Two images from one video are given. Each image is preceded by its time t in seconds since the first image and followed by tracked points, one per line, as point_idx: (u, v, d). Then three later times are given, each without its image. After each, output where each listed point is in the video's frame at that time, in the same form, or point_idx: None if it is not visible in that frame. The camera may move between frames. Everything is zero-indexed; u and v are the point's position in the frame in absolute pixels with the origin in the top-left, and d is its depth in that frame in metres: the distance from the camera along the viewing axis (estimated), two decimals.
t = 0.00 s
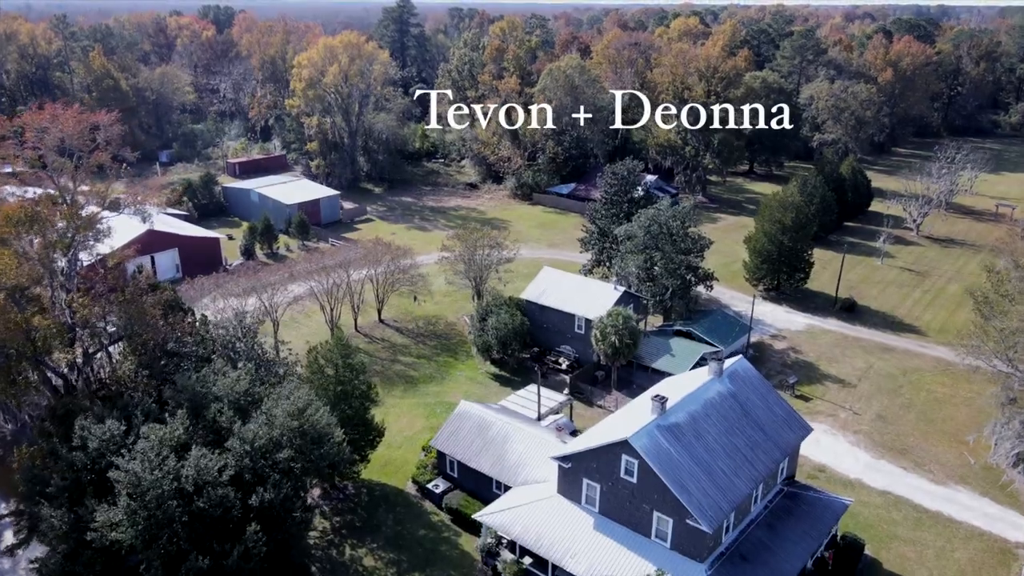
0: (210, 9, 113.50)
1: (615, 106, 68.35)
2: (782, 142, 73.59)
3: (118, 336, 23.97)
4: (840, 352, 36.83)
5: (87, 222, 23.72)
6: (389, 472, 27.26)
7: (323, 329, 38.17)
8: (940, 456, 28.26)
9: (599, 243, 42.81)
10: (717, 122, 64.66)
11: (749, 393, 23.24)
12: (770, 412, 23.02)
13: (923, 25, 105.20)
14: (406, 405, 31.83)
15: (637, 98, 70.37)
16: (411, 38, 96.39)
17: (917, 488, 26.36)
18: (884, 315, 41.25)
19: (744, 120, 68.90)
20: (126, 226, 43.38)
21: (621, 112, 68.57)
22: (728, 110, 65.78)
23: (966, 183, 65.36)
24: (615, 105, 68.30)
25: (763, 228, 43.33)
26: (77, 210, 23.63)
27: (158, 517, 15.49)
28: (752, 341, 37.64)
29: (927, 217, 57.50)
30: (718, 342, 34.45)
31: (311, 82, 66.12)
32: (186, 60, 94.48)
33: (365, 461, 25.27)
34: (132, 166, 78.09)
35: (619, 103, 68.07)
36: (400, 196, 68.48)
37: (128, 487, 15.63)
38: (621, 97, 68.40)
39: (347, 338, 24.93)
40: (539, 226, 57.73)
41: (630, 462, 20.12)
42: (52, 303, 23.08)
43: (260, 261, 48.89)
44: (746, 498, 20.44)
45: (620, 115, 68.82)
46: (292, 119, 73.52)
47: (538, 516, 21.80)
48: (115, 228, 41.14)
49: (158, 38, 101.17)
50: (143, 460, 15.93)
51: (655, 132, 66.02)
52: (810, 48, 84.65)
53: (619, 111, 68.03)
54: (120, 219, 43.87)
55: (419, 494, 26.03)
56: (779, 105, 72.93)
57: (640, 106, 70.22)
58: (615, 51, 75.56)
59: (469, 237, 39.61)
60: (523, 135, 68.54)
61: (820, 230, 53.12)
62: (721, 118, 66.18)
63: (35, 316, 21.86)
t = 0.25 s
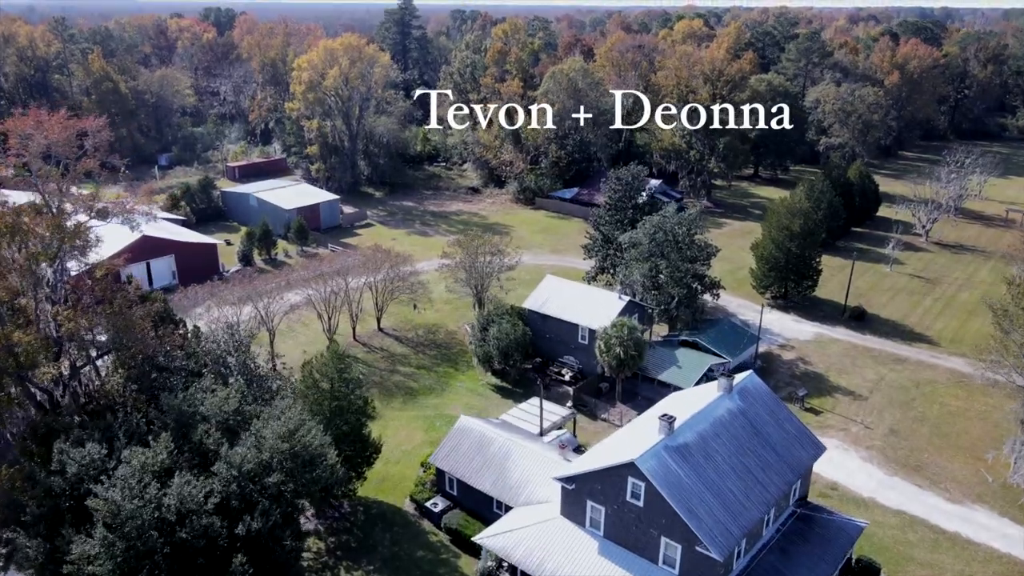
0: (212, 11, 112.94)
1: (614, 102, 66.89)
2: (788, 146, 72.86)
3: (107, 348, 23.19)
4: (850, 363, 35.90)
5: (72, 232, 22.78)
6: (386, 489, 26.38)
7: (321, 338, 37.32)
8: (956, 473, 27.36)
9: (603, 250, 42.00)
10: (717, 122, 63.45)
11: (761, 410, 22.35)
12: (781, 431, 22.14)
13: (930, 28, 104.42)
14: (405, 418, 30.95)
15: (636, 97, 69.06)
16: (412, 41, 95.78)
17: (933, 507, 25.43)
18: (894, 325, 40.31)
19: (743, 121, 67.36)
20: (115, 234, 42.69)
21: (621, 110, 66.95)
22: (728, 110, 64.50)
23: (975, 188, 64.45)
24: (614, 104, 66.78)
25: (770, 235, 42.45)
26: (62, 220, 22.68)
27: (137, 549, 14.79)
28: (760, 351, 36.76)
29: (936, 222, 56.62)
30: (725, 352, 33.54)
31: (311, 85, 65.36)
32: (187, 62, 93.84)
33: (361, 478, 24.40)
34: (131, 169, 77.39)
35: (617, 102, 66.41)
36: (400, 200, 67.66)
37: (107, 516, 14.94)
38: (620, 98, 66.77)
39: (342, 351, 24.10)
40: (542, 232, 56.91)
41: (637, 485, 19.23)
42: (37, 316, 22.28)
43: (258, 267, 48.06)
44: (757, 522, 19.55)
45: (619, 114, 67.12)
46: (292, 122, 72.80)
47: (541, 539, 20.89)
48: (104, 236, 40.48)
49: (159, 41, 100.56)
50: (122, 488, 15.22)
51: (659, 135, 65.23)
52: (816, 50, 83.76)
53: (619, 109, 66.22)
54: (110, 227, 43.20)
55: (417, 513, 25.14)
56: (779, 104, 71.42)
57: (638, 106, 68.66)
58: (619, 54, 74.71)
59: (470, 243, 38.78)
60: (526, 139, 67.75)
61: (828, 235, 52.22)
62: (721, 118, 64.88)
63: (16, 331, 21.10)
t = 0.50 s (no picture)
0: (213, 13, 112.36)
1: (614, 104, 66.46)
2: (794, 150, 72.11)
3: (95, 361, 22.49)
4: (861, 375, 34.93)
5: (57, 243, 21.91)
6: (383, 506, 25.50)
7: (318, 348, 36.47)
8: (974, 491, 26.41)
9: (607, 256, 41.10)
10: (717, 123, 62.59)
11: (773, 429, 21.44)
12: (795, 451, 21.25)
13: (937, 30, 103.53)
14: (404, 432, 30.04)
15: (634, 95, 67.97)
16: (414, 43, 95.09)
17: (952, 528, 24.46)
18: (906, 334, 39.34)
19: (743, 121, 65.49)
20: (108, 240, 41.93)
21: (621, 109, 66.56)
22: (728, 111, 63.04)
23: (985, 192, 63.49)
24: (614, 105, 66.39)
25: (778, 241, 41.56)
26: (45, 231, 21.79)
27: None
28: (768, 362, 35.83)
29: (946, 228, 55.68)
30: (733, 363, 32.64)
31: (312, 87, 64.63)
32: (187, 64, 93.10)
33: (357, 497, 23.59)
34: (130, 172, 76.70)
35: (617, 102, 66.05)
36: (401, 204, 66.85)
37: (84, 549, 14.41)
38: (620, 98, 66.33)
39: (338, 365, 23.29)
40: (544, 237, 56.05)
41: (644, 509, 18.33)
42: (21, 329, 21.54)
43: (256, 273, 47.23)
44: (771, 549, 18.64)
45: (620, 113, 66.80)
46: (292, 125, 72.02)
47: (543, 564, 19.96)
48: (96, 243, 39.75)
49: (159, 43, 99.92)
50: (100, 520, 14.68)
51: (663, 138, 64.39)
52: (822, 53, 82.83)
53: (619, 107, 65.88)
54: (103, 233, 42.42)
55: (416, 532, 24.26)
56: (779, 104, 69.85)
57: (636, 105, 67.92)
58: (623, 56, 73.85)
59: (471, 251, 37.86)
60: (528, 142, 66.88)
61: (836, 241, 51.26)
62: (721, 119, 63.45)
63: None
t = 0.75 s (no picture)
0: (214, 15, 111.83)
1: (614, 106, 65.07)
2: (801, 153, 71.29)
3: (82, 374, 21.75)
4: (873, 386, 33.95)
5: (38, 255, 21.09)
6: (380, 525, 24.58)
7: (316, 357, 35.59)
8: (994, 510, 25.43)
9: (611, 262, 40.19)
10: (717, 123, 62.13)
11: (787, 449, 20.51)
12: (810, 473, 20.33)
13: (945, 31, 102.55)
14: (403, 446, 29.14)
15: (636, 96, 66.38)
16: (417, 44, 94.33)
17: (972, 550, 23.46)
18: (918, 343, 38.35)
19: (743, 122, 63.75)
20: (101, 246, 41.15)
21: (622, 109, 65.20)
22: (728, 111, 62.28)
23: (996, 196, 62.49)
24: (615, 106, 65.10)
25: (786, 247, 40.66)
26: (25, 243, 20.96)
27: None
28: (778, 372, 34.88)
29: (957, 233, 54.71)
30: (742, 374, 31.70)
31: (312, 90, 63.59)
32: (188, 66, 92.54)
33: (353, 516, 22.74)
34: (130, 175, 76.06)
35: (618, 104, 64.76)
36: (403, 208, 66.02)
37: None
38: (620, 99, 64.91)
39: (333, 379, 22.42)
40: (548, 242, 55.19)
41: (653, 535, 17.39)
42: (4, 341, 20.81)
43: (254, 278, 46.43)
44: None
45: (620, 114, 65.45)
46: (292, 128, 71.25)
47: None
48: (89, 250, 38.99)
49: (160, 45, 99.41)
50: (72, 554, 14.00)
51: (668, 141, 63.50)
52: (828, 55, 81.90)
53: (619, 107, 64.61)
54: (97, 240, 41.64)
55: (413, 552, 23.33)
56: (779, 104, 68.41)
57: (638, 105, 66.11)
58: (627, 58, 73.00)
59: (472, 257, 36.91)
60: (531, 145, 65.97)
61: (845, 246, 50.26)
62: (721, 120, 62.74)
63: None
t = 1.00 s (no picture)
0: (215, 16, 111.11)
1: (613, 107, 63.59)
2: (808, 156, 70.41)
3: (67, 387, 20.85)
4: (886, 397, 32.99)
5: (20, 265, 20.14)
6: (377, 544, 23.66)
7: (313, 366, 34.70)
8: (1015, 529, 24.47)
9: (616, 269, 39.36)
10: (717, 123, 61.24)
11: (801, 469, 19.64)
12: (827, 494, 19.41)
13: (953, 32, 101.58)
14: (402, 460, 28.22)
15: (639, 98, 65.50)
16: (419, 46, 93.57)
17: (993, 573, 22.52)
18: (931, 352, 37.39)
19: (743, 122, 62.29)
20: (96, 251, 40.32)
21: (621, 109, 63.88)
22: (728, 111, 61.41)
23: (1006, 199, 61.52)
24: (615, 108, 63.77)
25: (795, 253, 39.73)
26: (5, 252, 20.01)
27: None
28: (789, 382, 33.92)
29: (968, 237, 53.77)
30: (751, 386, 30.77)
31: (312, 92, 62.63)
32: (189, 67, 91.88)
33: (349, 536, 21.85)
34: (129, 178, 75.39)
35: (618, 105, 63.40)
36: (404, 211, 65.19)
37: None
38: (620, 99, 63.47)
39: (327, 393, 21.54)
40: (551, 246, 54.32)
41: (663, 563, 16.48)
42: None
43: (252, 283, 45.61)
44: None
45: (621, 115, 64.16)
46: (292, 130, 70.47)
47: None
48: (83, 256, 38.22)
49: (161, 46, 98.80)
50: None
51: (674, 143, 62.62)
52: (835, 56, 80.95)
53: (619, 108, 63.31)
54: (91, 245, 40.78)
55: (412, 573, 22.41)
56: (778, 104, 66.99)
57: (641, 107, 65.25)
58: (631, 59, 72.04)
59: (474, 264, 35.99)
60: (535, 147, 65.04)
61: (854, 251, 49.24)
62: (721, 120, 61.91)
63: None
